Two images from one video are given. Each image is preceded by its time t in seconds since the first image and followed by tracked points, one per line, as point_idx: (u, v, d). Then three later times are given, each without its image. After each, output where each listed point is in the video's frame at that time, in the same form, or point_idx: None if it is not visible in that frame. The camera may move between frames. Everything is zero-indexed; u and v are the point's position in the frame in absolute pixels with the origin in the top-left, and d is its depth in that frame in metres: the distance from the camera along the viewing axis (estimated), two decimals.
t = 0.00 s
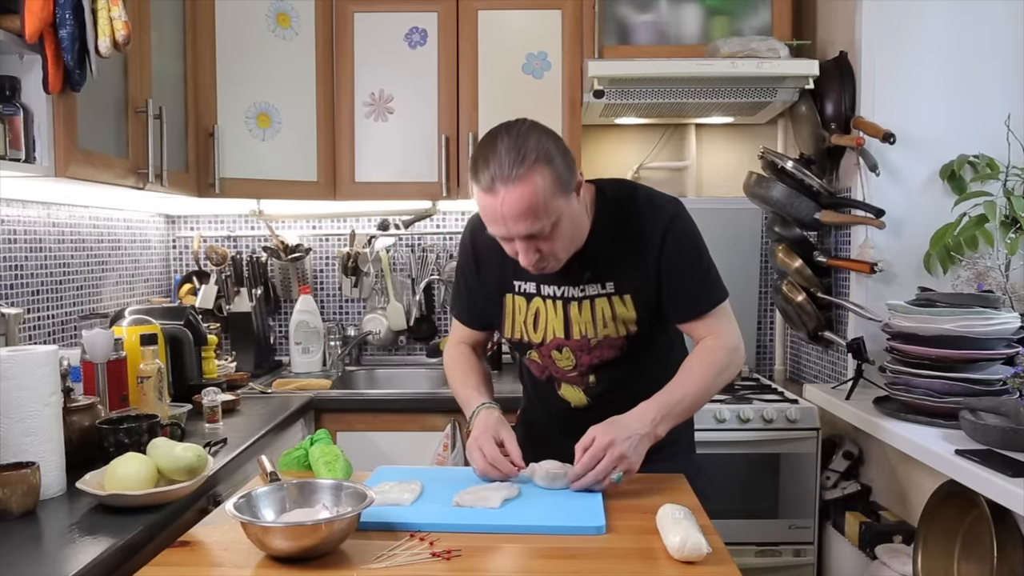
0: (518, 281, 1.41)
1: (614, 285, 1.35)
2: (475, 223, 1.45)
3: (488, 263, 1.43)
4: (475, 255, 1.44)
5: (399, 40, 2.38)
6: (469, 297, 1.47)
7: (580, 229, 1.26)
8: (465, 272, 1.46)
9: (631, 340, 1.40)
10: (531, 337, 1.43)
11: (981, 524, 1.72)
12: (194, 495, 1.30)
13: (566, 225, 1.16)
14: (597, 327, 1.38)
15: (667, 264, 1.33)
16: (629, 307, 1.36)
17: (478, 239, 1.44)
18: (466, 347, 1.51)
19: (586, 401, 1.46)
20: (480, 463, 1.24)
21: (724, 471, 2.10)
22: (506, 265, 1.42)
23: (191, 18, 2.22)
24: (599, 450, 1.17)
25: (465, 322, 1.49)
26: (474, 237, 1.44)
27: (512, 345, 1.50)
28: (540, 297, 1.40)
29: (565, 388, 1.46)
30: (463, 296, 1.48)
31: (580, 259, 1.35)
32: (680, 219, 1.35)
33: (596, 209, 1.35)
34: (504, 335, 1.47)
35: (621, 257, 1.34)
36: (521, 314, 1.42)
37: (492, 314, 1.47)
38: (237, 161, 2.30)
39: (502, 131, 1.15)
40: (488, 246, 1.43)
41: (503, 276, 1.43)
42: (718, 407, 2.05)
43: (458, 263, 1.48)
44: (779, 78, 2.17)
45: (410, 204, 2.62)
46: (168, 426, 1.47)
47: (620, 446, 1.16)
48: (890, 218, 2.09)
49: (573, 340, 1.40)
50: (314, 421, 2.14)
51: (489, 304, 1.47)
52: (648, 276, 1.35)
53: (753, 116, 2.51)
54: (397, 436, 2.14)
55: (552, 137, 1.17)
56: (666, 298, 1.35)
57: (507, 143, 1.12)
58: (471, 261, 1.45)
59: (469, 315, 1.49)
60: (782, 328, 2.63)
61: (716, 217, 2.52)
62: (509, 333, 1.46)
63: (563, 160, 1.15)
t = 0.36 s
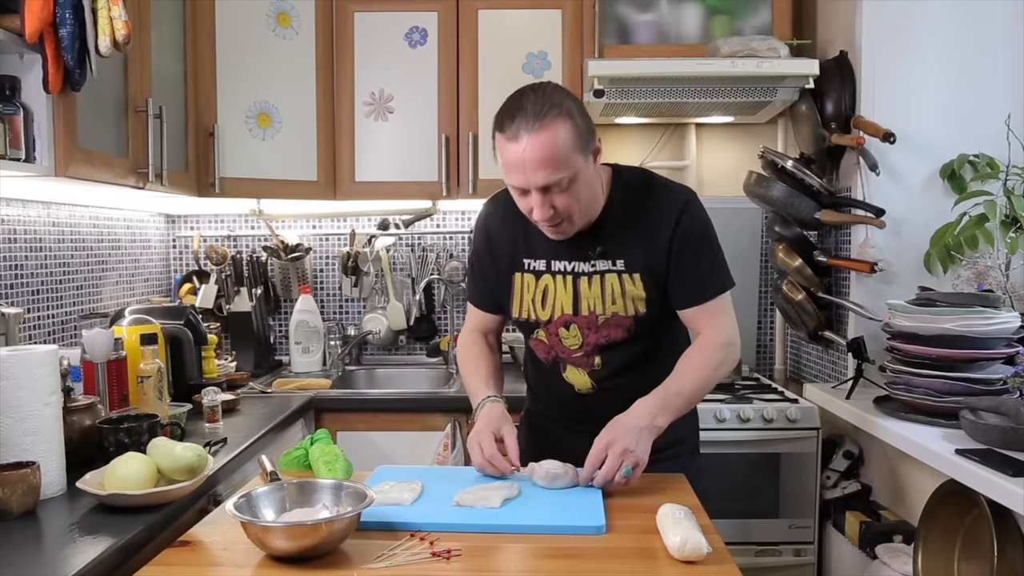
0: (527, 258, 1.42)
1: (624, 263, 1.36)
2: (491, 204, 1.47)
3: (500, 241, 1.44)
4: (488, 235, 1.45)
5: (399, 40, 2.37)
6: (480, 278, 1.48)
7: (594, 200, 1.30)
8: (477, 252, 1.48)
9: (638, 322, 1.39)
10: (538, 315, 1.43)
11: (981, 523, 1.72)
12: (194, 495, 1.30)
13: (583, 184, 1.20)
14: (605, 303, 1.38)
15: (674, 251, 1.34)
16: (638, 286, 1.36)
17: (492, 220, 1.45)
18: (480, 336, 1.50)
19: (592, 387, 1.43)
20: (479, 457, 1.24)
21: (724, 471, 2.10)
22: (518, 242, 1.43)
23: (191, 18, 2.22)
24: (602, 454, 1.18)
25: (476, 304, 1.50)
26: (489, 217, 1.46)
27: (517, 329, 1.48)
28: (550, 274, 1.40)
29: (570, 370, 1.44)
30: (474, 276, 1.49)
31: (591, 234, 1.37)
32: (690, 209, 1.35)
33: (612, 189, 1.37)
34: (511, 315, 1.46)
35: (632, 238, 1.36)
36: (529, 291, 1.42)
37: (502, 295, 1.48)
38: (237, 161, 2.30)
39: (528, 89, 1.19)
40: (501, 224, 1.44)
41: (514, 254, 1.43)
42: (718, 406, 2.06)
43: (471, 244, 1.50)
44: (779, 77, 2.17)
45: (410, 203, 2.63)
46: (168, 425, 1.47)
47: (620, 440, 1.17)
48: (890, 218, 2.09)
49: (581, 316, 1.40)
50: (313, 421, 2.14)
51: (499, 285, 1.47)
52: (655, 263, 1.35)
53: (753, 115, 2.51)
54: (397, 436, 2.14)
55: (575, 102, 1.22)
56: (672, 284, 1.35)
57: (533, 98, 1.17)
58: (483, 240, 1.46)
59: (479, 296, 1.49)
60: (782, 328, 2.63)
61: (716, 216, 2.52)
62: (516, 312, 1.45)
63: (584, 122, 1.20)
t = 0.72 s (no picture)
0: (527, 251, 1.41)
1: (624, 257, 1.36)
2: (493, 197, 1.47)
3: (500, 235, 1.44)
4: (488, 228, 1.45)
5: (399, 39, 2.37)
6: (480, 271, 1.47)
7: (597, 191, 1.30)
8: (477, 245, 1.47)
9: (636, 318, 1.38)
10: (537, 308, 1.42)
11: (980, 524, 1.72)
12: (194, 495, 1.30)
13: (588, 171, 1.20)
14: (605, 297, 1.38)
15: (673, 248, 1.34)
16: (637, 280, 1.36)
17: (493, 214, 1.45)
18: (479, 334, 1.50)
19: (587, 383, 1.44)
20: (481, 457, 1.24)
21: (724, 470, 2.10)
22: (518, 236, 1.42)
23: (191, 18, 2.22)
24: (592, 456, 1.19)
25: (475, 298, 1.49)
26: (489, 210, 1.45)
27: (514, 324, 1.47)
28: (550, 267, 1.40)
29: (567, 366, 1.43)
30: (474, 269, 1.48)
31: (592, 227, 1.37)
32: (689, 207, 1.35)
33: (614, 184, 1.37)
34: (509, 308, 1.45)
35: (632, 232, 1.36)
36: (528, 285, 1.42)
37: (501, 288, 1.47)
38: (238, 161, 2.30)
39: (536, 74, 1.20)
40: (502, 218, 1.44)
41: (514, 247, 1.43)
42: (718, 406, 2.05)
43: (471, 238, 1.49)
44: (779, 77, 2.17)
45: (411, 203, 2.64)
46: (168, 425, 1.47)
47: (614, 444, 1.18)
48: (890, 217, 2.09)
49: (580, 310, 1.39)
50: (313, 421, 2.14)
51: (498, 279, 1.46)
52: (654, 260, 1.35)
53: (753, 115, 2.51)
54: (397, 436, 2.14)
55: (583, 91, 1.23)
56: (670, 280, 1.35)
57: (542, 82, 1.18)
58: (484, 233, 1.46)
59: (479, 289, 1.48)
60: (782, 328, 2.63)
61: (716, 216, 2.52)
62: (514, 306, 1.45)
63: (592, 111, 1.20)
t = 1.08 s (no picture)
0: (516, 249, 1.41)
1: (615, 255, 1.36)
2: (481, 194, 1.47)
3: (488, 234, 1.43)
4: (476, 226, 1.44)
5: (399, 39, 2.37)
6: (467, 269, 1.46)
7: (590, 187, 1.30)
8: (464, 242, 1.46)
9: (626, 316, 1.39)
10: (526, 307, 1.42)
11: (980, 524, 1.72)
12: (194, 495, 1.30)
13: (582, 169, 1.20)
14: (594, 295, 1.38)
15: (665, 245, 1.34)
16: (628, 278, 1.36)
17: (481, 212, 1.44)
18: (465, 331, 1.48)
19: (577, 381, 1.43)
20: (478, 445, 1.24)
21: (724, 470, 2.10)
22: (507, 234, 1.42)
23: (191, 18, 2.22)
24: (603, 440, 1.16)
25: (462, 296, 1.48)
26: (476, 208, 1.45)
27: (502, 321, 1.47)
28: (539, 266, 1.40)
29: (556, 364, 1.43)
30: (461, 267, 1.47)
31: (582, 225, 1.37)
32: (679, 205, 1.35)
33: (605, 181, 1.37)
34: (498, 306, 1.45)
35: (624, 229, 1.36)
36: (518, 283, 1.41)
37: (488, 286, 1.46)
38: (238, 161, 2.30)
39: (532, 71, 1.20)
40: (491, 216, 1.43)
41: (502, 246, 1.42)
42: (718, 406, 2.05)
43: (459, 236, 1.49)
44: (779, 77, 2.17)
45: (411, 203, 2.64)
46: (168, 425, 1.47)
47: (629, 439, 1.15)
48: (890, 217, 2.09)
49: (570, 307, 1.39)
50: (314, 421, 2.14)
51: (486, 277, 1.46)
52: (646, 257, 1.35)
53: (753, 114, 2.51)
54: (397, 436, 2.14)
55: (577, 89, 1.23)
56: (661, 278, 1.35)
57: (538, 79, 1.17)
58: (472, 231, 1.45)
59: (467, 286, 1.47)
60: (782, 328, 2.64)
61: (716, 216, 2.52)
62: (503, 304, 1.44)
63: (586, 108, 1.20)
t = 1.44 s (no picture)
0: (510, 217, 1.37)
1: (612, 221, 1.33)
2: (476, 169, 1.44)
3: (482, 205, 1.39)
4: (470, 197, 1.41)
5: (399, 39, 2.37)
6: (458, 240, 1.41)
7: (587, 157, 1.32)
8: (457, 215, 1.42)
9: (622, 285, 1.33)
10: (519, 274, 1.36)
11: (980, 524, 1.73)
12: (194, 494, 1.30)
13: (583, 127, 1.22)
14: (589, 261, 1.34)
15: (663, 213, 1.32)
16: (625, 244, 1.32)
17: (477, 184, 1.41)
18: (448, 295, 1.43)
19: (569, 356, 1.35)
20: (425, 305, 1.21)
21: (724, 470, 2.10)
22: (502, 203, 1.38)
23: (191, 18, 2.22)
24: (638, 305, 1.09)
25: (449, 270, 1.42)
26: (472, 181, 1.42)
27: (490, 295, 1.40)
28: (534, 232, 1.35)
29: (546, 335, 1.36)
30: (452, 240, 1.42)
31: (579, 192, 1.34)
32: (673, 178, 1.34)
33: (600, 154, 1.36)
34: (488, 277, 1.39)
35: (622, 195, 1.33)
36: (510, 250, 1.36)
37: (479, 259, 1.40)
38: (238, 161, 2.30)
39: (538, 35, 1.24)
40: (487, 186, 1.40)
41: (496, 214, 1.38)
42: (718, 406, 2.05)
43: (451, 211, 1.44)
44: (779, 76, 2.17)
45: (411, 203, 2.64)
46: (168, 425, 1.47)
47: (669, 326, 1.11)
48: (890, 217, 2.09)
49: (564, 273, 1.34)
50: (313, 420, 2.14)
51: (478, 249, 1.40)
52: (643, 225, 1.33)
53: (753, 114, 2.51)
54: (397, 436, 2.14)
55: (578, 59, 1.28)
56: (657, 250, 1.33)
57: (544, 38, 1.22)
58: (466, 202, 1.41)
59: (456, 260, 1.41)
60: (782, 328, 2.64)
61: (716, 216, 2.52)
62: (493, 274, 1.38)
63: (589, 73, 1.24)
